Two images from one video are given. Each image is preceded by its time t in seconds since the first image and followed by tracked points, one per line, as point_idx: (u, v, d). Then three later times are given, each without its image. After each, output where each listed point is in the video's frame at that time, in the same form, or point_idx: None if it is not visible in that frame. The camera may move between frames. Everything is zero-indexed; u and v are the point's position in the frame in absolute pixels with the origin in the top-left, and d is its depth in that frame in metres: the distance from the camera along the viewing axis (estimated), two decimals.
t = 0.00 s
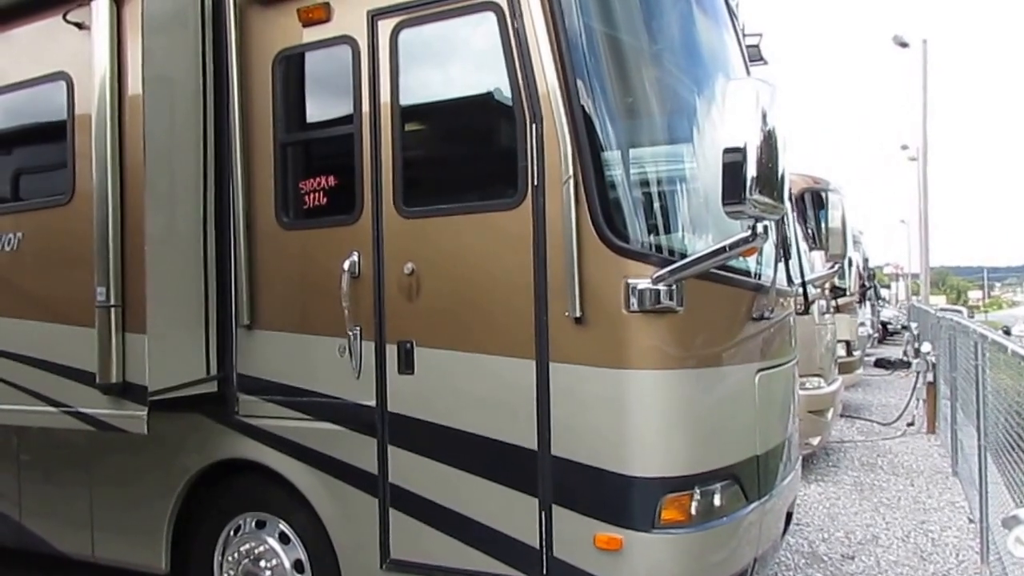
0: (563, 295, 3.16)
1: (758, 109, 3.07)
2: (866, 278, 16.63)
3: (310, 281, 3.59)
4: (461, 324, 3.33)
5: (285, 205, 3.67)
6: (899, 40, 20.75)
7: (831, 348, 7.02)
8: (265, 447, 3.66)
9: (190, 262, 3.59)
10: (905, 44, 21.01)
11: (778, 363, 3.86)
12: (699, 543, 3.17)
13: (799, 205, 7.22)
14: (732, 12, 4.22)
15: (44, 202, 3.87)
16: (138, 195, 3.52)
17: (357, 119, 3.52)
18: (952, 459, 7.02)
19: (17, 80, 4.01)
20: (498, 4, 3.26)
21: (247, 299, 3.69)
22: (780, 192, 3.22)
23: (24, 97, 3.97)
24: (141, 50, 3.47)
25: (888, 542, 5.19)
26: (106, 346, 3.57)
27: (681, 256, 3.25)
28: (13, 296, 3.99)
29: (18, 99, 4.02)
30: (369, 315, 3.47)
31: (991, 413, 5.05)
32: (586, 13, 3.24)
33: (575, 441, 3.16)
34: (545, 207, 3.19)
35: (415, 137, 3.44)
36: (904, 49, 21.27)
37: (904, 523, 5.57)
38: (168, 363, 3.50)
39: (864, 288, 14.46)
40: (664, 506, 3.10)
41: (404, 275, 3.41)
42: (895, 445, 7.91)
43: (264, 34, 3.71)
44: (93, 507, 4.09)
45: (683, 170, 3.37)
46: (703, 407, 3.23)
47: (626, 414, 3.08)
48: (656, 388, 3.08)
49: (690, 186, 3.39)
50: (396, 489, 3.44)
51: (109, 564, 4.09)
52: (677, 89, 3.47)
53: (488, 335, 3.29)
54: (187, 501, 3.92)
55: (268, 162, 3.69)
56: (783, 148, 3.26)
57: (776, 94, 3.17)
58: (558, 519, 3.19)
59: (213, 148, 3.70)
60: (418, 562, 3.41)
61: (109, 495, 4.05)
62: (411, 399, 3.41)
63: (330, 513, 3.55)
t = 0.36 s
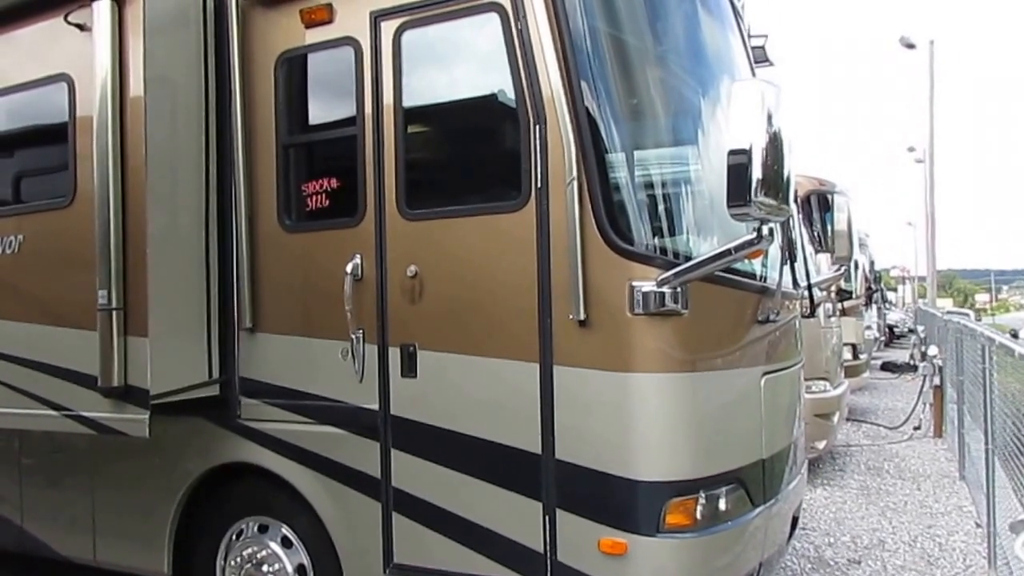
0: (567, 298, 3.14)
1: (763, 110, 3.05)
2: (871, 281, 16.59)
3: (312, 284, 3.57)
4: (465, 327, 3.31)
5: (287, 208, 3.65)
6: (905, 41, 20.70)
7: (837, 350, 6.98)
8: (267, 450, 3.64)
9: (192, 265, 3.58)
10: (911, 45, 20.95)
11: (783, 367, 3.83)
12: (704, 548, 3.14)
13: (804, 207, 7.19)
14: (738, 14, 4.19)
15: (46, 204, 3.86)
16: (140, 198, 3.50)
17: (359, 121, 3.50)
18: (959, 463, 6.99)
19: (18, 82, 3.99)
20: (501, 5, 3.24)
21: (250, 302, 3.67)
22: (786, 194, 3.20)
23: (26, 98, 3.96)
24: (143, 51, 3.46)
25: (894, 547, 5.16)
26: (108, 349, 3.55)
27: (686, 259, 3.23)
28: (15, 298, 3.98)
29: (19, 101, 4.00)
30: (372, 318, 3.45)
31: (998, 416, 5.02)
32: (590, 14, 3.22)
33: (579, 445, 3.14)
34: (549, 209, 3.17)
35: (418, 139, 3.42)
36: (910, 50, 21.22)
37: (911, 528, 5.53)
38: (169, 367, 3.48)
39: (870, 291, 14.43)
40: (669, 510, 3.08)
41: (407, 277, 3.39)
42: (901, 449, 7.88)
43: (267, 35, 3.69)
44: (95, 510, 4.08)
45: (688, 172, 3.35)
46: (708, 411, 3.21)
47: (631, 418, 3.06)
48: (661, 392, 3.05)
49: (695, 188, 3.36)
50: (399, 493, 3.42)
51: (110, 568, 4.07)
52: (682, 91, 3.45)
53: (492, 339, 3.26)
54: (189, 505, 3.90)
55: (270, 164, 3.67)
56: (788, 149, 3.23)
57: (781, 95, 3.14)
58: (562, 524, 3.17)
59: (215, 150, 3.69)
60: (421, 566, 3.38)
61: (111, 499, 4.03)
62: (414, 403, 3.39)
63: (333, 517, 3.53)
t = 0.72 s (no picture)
0: (571, 301, 3.12)
1: (769, 112, 3.03)
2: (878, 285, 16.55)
3: (314, 286, 3.55)
4: (468, 331, 3.29)
5: (290, 210, 3.63)
6: (912, 43, 20.67)
7: (843, 354, 6.94)
8: (269, 454, 3.62)
9: (194, 268, 3.56)
10: (918, 47, 20.94)
11: (789, 370, 3.81)
12: (709, 552, 3.12)
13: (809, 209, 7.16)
14: (744, 15, 4.17)
15: (48, 207, 3.84)
16: (141, 200, 3.49)
17: (362, 122, 3.48)
18: (966, 468, 6.96)
19: (19, 84, 3.98)
20: (505, 6, 3.21)
21: (252, 306, 3.65)
22: (791, 196, 3.18)
23: (27, 101, 3.94)
24: (144, 54, 3.45)
25: (901, 552, 5.13)
26: (109, 352, 3.54)
27: (691, 261, 3.20)
28: (16, 301, 3.96)
29: (20, 103, 3.99)
30: (375, 321, 3.43)
31: (1005, 421, 4.98)
32: (595, 16, 3.20)
33: (583, 449, 3.12)
34: (553, 212, 3.14)
35: (421, 141, 3.40)
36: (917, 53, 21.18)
37: (917, 533, 5.50)
38: (171, 371, 3.47)
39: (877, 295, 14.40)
40: (674, 514, 3.06)
41: (410, 280, 3.37)
42: (908, 453, 7.84)
43: (269, 36, 3.67)
44: (97, 514, 4.06)
45: (693, 175, 3.32)
46: (713, 415, 3.19)
47: (636, 422, 3.03)
48: (666, 396, 3.03)
49: (700, 191, 3.34)
50: (402, 497, 3.39)
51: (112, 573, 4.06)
52: (687, 92, 3.43)
53: (495, 342, 3.24)
54: (191, 510, 3.88)
55: (272, 166, 3.65)
56: (794, 152, 3.21)
57: (786, 97, 3.12)
58: (567, 528, 3.14)
59: (217, 153, 3.67)
60: (424, 570, 3.36)
61: (113, 503, 4.01)
62: (417, 406, 3.37)
63: (336, 521, 3.51)
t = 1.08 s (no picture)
0: (576, 305, 3.09)
1: (775, 114, 3.00)
2: (884, 288, 16.52)
3: (317, 290, 3.53)
4: (472, 335, 3.27)
5: (292, 213, 3.61)
6: (919, 44, 20.62)
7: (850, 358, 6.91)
8: (271, 459, 3.60)
9: (196, 271, 3.54)
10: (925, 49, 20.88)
11: (795, 375, 3.78)
12: (714, 558, 3.10)
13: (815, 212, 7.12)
14: (749, 17, 4.14)
15: (49, 210, 3.82)
16: (142, 204, 3.47)
17: (365, 125, 3.46)
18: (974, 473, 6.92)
19: (20, 86, 3.96)
20: (509, 8, 3.19)
21: (254, 310, 3.63)
22: (797, 199, 3.15)
23: (28, 103, 3.92)
24: (146, 55, 3.43)
25: (908, 558, 5.10)
26: (111, 357, 3.52)
27: (696, 265, 3.18)
28: (18, 305, 3.94)
29: (22, 106, 3.97)
30: (378, 325, 3.41)
31: (1013, 426, 4.96)
32: (599, 18, 3.17)
33: (588, 453, 3.09)
34: (557, 215, 3.12)
35: (425, 143, 3.38)
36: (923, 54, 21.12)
37: (924, 538, 5.48)
38: (173, 375, 3.45)
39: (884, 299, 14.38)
40: (680, 519, 3.04)
41: (414, 284, 3.35)
42: (915, 458, 7.81)
43: (271, 39, 3.64)
44: (99, 519, 4.04)
45: (698, 178, 3.30)
46: (719, 419, 3.16)
47: (641, 427, 3.01)
48: (671, 401, 3.01)
49: (706, 194, 3.31)
50: (405, 502, 3.37)
51: None
52: (692, 95, 3.40)
53: (498, 346, 3.22)
54: (193, 514, 3.86)
55: (275, 169, 3.63)
56: (800, 154, 3.19)
57: (793, 99, 3.10)
58: (571, 534, 3.12)
59: (219, 155, 3.65)
60: None
61: (115, 507, 4.00)
62: (420, 410, 3.35)
63: (338, 526, 3.49)
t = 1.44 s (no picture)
0: (581, 309, 3.07)
1: (782, 117, 2.98)
2: (892, 292, 16.49)
3: (321, 294, 3.51)
4: (477, 339, 3.24)
5: (296, 217, 3.59)
6: (927, 47, 20.62)
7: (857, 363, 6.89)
8: (274, 464, 3.57)
9: (198, 275, 3.52)
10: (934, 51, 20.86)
11: (802, 379, 3.76)
12: (720, 564, 3.07)
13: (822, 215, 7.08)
14: (756, 19, 4.11)
15: (51, 213, 3.80)
16: (146, 207, 3.45)
17: (369, 128, 3.44)
18: (982, 477, 6.89)
19: (22, 89, 3.93)
20: (514, 10, 3.16)
21: (257, 314, 3.61)
22: (804, 203, 3.14)
23: (30, 106, 3.90)
24: (149, 58, 3.42)
25: (916, 563, 5.08)
26: (113, 361, 3.50)
27: (702, 269, 3.15)
28: (19, 308, 3.92)
29: (23, 108, 3.95)
30: (382, 330, 3.38)
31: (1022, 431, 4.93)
32: (605, 20, 3.15)
33: (593, 459, 3.07)
34: (562, 219, 3.09)
35: (429, 146, 3.35)
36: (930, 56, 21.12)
37: (932, 543, 5.45)
38: (175, 380, 3.44)
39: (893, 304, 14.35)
40: (686, 525, 3.01)
41: (418, 287, 3.32)
42: (923, 463, 7.78)
43: (274, 41, 3.62)
44: (101, 524, 4.02)
45: (705, 181, 3.27)
46: (726, 424, 3.14)
47: (646, 432, 2.99)
48: (677, 406, 2.98)
49: (712, 197, 3.29)
50: (409, 508, 3.35)
51: None
52: (698, 97, 3.38)
53: (503, 351, 3.20)
54: (196, 520, 3.84)
55: (278, 172, 3.60)
56: (807, 158, 3.16)
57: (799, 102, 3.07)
58: (576, 539, 3.10)
59: (222, 158, 3.64)
60: None
61: (117, 513, 3.98)
62: (424, 415, 3.32)
63: (342, 532, 3.47)
